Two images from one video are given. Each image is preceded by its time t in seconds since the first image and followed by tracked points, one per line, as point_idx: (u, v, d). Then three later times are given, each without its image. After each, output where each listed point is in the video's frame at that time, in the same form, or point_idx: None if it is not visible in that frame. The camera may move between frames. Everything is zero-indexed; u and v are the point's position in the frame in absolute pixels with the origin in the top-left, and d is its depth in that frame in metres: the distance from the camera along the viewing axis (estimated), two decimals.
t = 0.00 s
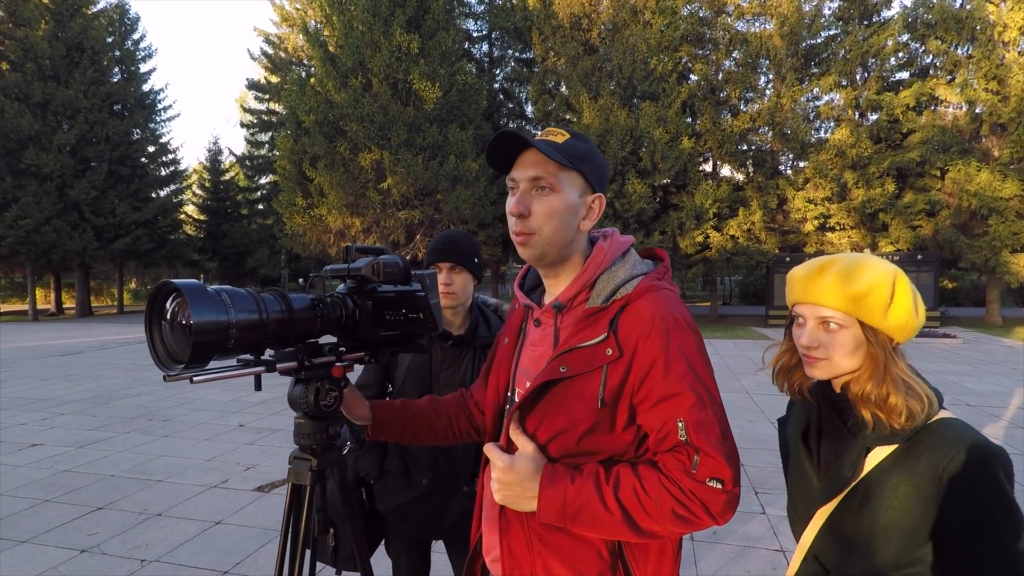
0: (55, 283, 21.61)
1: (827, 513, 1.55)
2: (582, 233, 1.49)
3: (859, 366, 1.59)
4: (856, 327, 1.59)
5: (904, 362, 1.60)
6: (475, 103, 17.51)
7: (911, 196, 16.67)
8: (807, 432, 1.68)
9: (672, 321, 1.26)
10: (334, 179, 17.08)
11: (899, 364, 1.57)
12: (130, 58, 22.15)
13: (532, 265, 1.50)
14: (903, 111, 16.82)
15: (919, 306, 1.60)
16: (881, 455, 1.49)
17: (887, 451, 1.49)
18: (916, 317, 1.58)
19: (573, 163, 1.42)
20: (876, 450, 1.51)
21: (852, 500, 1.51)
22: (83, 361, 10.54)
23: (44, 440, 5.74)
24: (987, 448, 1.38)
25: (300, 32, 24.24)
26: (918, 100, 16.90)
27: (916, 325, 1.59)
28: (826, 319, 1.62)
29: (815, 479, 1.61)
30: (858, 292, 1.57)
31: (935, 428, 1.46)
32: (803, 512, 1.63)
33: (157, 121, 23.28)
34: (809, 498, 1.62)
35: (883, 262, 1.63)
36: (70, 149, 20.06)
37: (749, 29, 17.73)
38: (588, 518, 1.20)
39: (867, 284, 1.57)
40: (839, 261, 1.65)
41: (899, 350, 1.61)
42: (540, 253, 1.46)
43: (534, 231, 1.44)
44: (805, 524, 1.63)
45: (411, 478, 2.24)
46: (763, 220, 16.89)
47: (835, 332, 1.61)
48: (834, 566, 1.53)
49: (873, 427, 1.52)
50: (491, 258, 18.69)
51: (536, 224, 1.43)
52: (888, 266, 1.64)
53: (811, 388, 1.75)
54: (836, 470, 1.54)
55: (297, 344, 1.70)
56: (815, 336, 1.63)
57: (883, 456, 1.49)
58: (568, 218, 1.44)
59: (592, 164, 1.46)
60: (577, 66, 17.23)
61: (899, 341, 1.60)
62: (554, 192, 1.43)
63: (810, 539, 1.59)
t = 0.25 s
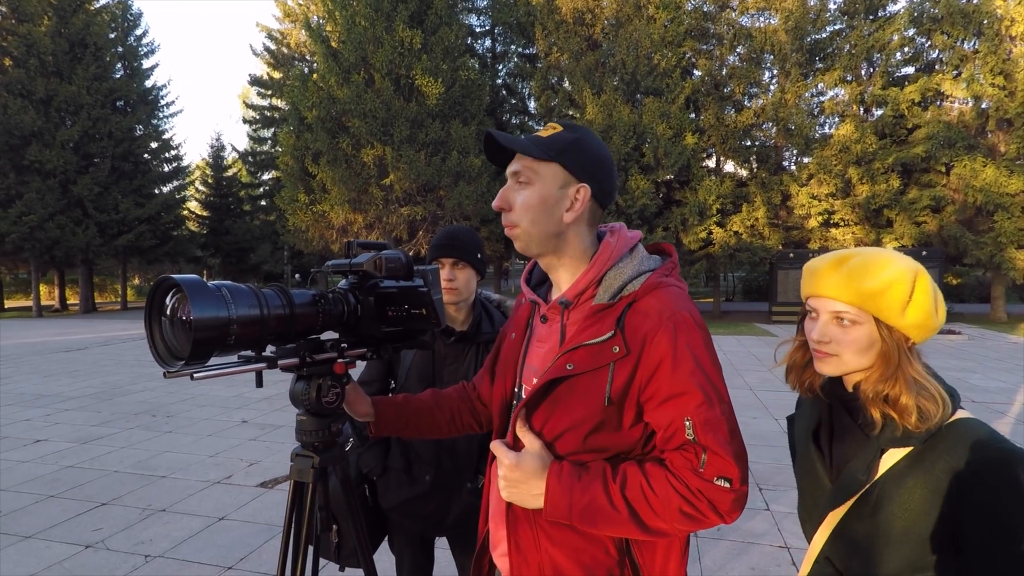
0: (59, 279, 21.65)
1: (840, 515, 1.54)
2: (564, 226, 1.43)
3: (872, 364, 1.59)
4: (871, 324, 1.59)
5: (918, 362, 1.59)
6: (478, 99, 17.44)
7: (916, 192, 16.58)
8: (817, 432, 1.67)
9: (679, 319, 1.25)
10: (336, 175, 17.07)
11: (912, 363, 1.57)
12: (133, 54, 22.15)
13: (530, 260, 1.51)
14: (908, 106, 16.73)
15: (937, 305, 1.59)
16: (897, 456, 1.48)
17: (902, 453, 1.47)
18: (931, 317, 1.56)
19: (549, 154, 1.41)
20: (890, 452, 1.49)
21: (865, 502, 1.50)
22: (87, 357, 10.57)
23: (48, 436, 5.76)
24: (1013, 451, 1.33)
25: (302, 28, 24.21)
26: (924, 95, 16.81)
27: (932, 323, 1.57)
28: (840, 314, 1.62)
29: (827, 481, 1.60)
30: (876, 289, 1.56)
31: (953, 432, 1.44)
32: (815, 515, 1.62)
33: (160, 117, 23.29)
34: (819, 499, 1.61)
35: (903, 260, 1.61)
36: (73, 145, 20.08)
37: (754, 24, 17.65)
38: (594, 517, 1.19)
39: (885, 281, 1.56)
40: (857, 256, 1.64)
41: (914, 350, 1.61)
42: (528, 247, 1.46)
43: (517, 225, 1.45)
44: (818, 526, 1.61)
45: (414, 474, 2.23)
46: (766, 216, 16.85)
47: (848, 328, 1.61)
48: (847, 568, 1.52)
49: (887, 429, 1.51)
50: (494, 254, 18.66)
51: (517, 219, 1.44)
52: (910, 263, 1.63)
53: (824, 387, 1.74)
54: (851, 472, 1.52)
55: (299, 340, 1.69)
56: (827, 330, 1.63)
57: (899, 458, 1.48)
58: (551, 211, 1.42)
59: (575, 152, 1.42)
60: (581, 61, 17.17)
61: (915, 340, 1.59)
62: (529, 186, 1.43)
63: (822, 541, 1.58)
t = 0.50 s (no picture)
0: (70, 272, 21.81)
1: (865, 523, 1.52)
2: (557, 223, 1.41)
3: (900, 366, 1.54)
4: (899, 325, 1.53)
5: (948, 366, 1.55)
6: (487, 94, 17.36)
7: (929, 190, 16.38)
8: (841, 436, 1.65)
9: (696, 319, 1.22)
10: (345, 170, 17.08)
11: (942, 367, 1.53)
12: (143, 49, 22.24)
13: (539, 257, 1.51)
14: (923, 102, 16.53)
15: (972, 308, 1.53)
16: (923, 465, 1.46)
17: (930, 461, 1.45)
18: (964, 320, 1.51)
19: (537, 156, 1.42)
20: (918, 459, 1.47)
21: (890, 512, 1.48)
22: (97, 350, 10.64)
23: (57, 428, 5.80)
24: None
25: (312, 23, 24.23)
26: (938, 92, 16.61)
27: (966, 326, 1.51)
28: (866, 313, 1.57)
29: (850, 487, 1.58)
30: (908, 288, 1.50)
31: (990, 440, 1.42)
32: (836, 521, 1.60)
33: (170, 112, 23.39)
34: (842, 505, 1.59)
35: (939, 259, 1.55)
36: (84, 139, 20.20)
37: (766, 19, 17.50)
38: (602, 518, 1.17)
39: (918, 281, 1.50)
40: (890, 254, 1.58)
41: (946, 353, 1.55)
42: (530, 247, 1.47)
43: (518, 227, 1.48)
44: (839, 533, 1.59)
45: (421, 471, 2.22)
46: (776, 213, 16.74)
47: (874, 328, 1.56)
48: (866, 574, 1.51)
49: (917, 436, 1.48)
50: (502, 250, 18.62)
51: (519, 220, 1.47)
52: (947, 263, 1.56)
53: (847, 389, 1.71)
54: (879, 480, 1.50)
55: (307, 335, 1.69)
56: (851, 329, 1.58)
57: (925, 467, 1.46)
58: (542, 211, 1.41)
59: (564, 149, 1.39)
60: (590, 57, 17.07)
61: (946, 344, 1.54)
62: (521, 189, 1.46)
63: (843, 549, 1.56)
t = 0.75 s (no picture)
0: (70, 264, 21.77)
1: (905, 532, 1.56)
2: (573, 213, 1.37)
3: (943, 363, 1.59)
4: (942, 322, 1.58)
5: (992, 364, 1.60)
6: (488, 85, 17.24)
7: (934, 181, 16.28)
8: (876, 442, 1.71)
9: (709, 305, 1.18)
10: (345, 161, 17.00)
11: (988, 364, 1.58)
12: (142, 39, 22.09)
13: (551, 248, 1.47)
14: (927, 93, 16.41)
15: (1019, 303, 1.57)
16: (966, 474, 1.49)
17: (973, 468, 1.48)
18: (1010, 317, 1.55)
19: (551, 142, 1.37)
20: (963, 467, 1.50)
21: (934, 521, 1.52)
22: (98, 342, 10.62)
23: (58, 420, 5.78)
24: None
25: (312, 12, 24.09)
26: (943, 82, 16.49)
27: (1014, 323, 1.55)
28: (908, 308, 1.62)
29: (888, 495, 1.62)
30: (955, 282, 1.55)
31: None
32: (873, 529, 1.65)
33: (169, 102, 23.28)
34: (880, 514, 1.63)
35: (987, 253, 1.59)
36: (83, 130, 20.11)
37: (769, 9, 17.35)
38: (614, 516, 1.14)
39: (965, 275, 1.55)
40: (934, 248, 1.63)
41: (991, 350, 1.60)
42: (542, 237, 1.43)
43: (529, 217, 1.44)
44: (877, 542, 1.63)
45: (425, 468, 2.19)
46: (779, 205, 16.67)
47: (916, 324, 1.61)
48: None
49: (957, 442, 1.51)
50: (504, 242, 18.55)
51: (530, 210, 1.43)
52: (995, 258, 1.59)
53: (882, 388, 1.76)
54: (922, 491, 1.53)
55: (308, 329, 1.65)
56: (890, 324, 1.64)
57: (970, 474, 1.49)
58: (556, 200, 1.38)
59: (578, 136, 1.35)
60: (592, 47, 16.95)
61: (991, 341, 1.59)
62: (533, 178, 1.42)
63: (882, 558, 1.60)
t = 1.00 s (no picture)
0: (63, 267, 21.65)
1: None
2: (607, 218, 1.35)
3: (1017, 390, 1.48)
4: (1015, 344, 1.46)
5: None
6: (486, 90, 17.27)
7: (930, 190, 16.34)
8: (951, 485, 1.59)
9: (736, 327, 1.15)
10: (342, 166, 16.98)
11: None
12: (139, 41, 22.08)
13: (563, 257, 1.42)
14: (924, 102, 16.47)
15: None
16: None
17: None
18: None
19: (591, 139, 1.32)
20: None
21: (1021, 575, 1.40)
22: (90, 347, 10.53)
23: (48, 428, 5.71)
24: None
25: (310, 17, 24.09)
26: (939, 91, 16.58)
27: None
28: (979, 329, 1.49)
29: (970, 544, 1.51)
30: None
31: None
32: None
33: (165, 105, 23.22)
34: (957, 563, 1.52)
35: None
36: (79, 132, 20.04)
37: (767, 17, 17.42)
38: (639, 555, 1.11)
39: None
40: (1001, 263, 1.51)
41: None
42: (560, 241, 1.37)
43: (550, 216, 1.38)
44: None
45: (426, 486, 2.15)
46: (776, 213, 16.71)
47: (986, 346, 1.48)
48: None
49: None
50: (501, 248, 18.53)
51: (551, 207, 1.36)
52: None
53: (942, 418, 1.66)
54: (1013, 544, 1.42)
55: (303, 344, 1.61)
56: (954, 345, 1.52)
57: None
58: (593, 201, 1.34)
59: (621, 137, 1.33)
60: (590, 54, 16.97)
61: None
62: (566, 173, 1.35)
63: None
